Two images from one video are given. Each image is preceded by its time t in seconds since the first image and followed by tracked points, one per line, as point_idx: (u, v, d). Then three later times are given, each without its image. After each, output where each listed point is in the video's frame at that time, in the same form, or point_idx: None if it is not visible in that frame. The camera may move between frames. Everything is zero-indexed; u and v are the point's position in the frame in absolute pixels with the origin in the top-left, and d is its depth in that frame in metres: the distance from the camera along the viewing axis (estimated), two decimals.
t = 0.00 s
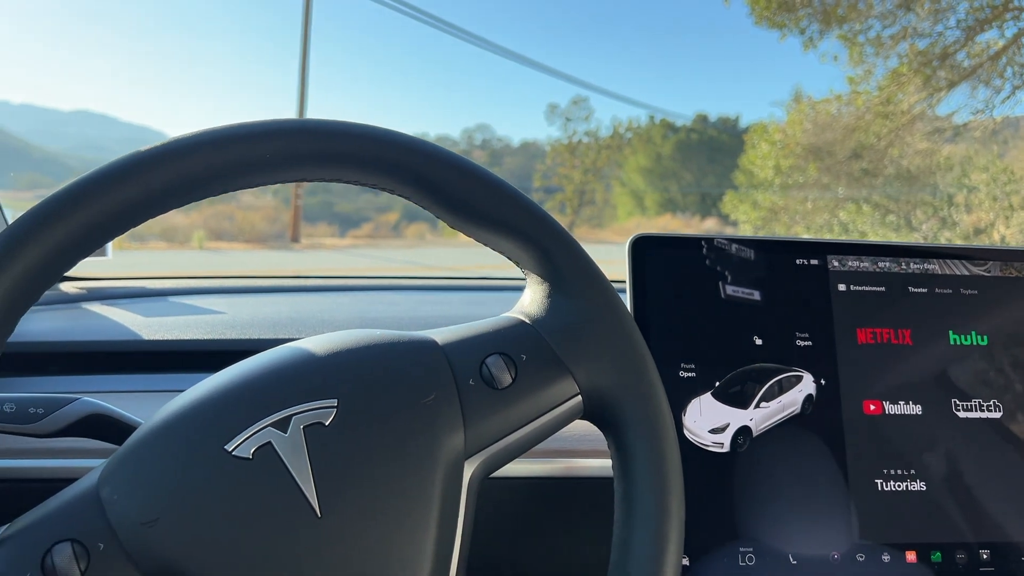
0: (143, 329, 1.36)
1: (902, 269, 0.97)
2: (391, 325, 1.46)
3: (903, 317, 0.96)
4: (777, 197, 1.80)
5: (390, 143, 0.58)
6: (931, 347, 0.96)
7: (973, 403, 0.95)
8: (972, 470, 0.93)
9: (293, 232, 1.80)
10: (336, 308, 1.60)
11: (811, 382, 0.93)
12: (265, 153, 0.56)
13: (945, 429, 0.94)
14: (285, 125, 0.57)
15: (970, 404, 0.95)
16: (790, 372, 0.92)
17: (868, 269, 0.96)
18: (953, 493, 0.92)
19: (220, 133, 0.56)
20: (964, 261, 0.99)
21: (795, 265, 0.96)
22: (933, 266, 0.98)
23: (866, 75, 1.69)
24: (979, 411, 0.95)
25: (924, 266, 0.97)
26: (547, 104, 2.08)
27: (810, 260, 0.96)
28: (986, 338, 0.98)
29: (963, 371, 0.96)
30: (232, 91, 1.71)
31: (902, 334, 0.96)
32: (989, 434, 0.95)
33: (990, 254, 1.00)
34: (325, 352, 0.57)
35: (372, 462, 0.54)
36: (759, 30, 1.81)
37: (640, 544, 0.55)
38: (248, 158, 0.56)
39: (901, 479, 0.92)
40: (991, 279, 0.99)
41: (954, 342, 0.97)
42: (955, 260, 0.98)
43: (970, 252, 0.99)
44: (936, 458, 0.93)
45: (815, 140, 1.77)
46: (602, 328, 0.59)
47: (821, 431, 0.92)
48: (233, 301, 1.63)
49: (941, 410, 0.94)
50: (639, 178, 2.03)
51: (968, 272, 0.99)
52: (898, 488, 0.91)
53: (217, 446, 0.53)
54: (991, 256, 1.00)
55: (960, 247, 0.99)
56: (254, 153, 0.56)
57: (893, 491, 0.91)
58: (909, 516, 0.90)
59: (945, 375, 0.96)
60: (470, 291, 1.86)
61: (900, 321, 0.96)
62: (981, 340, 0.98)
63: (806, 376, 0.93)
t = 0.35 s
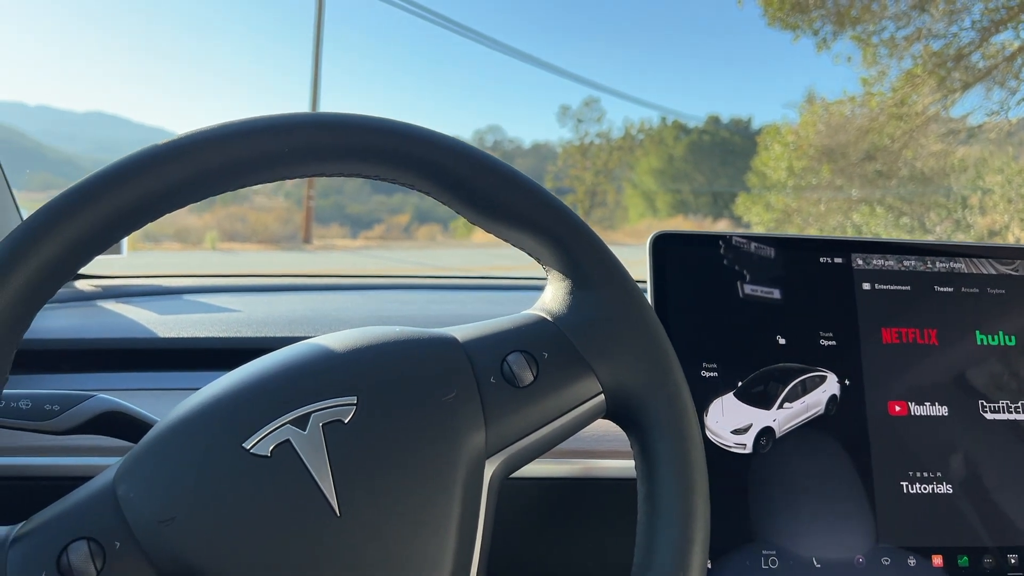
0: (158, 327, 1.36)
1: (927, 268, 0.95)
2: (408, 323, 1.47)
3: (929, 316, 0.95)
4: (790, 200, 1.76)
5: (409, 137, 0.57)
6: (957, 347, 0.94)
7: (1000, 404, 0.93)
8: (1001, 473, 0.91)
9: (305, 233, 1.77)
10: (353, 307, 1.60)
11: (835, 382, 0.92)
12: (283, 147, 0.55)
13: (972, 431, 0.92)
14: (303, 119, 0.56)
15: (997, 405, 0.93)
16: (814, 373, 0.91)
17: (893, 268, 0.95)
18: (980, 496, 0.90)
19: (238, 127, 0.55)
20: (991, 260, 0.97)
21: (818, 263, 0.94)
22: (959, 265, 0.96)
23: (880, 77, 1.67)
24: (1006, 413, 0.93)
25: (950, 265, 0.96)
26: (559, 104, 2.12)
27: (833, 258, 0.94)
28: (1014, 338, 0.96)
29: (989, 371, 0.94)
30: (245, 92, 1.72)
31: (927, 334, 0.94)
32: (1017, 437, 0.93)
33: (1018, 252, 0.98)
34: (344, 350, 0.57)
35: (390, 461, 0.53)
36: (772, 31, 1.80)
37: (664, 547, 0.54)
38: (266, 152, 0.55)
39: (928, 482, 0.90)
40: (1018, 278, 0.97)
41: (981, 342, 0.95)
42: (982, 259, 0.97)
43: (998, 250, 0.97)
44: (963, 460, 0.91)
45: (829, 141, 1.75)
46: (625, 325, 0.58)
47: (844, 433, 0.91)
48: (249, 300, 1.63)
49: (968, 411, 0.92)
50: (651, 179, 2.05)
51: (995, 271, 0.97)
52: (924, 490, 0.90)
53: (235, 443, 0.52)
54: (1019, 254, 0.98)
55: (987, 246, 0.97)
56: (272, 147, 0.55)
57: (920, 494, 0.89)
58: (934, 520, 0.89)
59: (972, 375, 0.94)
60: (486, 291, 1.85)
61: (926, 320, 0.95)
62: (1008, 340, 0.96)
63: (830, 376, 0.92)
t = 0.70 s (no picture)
0: (170, 329, 1.37)
1: (941, 272, 0.95)
2: (420, 325, 1.47)
3: (943, 321, 0.94)
4: (800, 200, 1.77)
5: (423, 142, 0.57)
6: (973, 352, 0.94)
7: (1016, 410, 0.93)
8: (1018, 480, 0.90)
9: (315, 233, 1.78)
10: (366, 309, 1.60)
11: (849, 387, 0.91)
12: (297, 153, 0.56)
13: (987, 436, 0.92)
14: (317, 123, 0.56)
15: (1012, 411, 0.93)
16: (828, 378, 0.91)
17: (907, 272, 0.94)
18: (996, 503, 0.89)
19: (252, 133, 0.55)
20: (1007, 264, 0.96)
21: (832, 267, 0.93)
22: (973, 269, 0.95)
23: (892, 77, 1.65)
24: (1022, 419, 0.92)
25: (964, 269, 0.95)
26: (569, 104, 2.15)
27: (847, 262, 0.94)
28: None
29: (1005, 376, 0.94)
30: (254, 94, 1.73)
31: (942, 339, 0.93)
32: None
33: None
34: (357, 355, 0.57)
35: (403, 467, 0.53)
36: (784, 31, 1.79)
37: (678, 554, 0.54)
38: (281, 158, 0.55)
39: (942, 488, 0.89)
40: None
41: (997, 347, 0.94)
42: (997, 264, 0.96)
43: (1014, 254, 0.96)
44: (979, 466, 0.90)
45: (840, 141, 1.73)
46: (638, 331, 0.58)
47: (858, 438, 0.90)
48: (263, 302, 1.63)
49: (983, 417, 0.92)
50: (660, 179, 2.04)
51: (1010, 276, 0.96)
52: (938, 496, 0.89)
53: (250, 448, 0.52)
54: None
55: (1002, 250, 0.96)
56: (287, 152, 0.55)
57: (934, 500, 0.89)
58: (949, 526, 0.88)
59: (987, 380, 0.93)
60: (499, 292, 1.84)
61: (940, 325, 0.94)
62: None
63: (844, 381, 0.91)
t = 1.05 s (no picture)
0: (183, 331, 1.38)
1: (952, 273, 0.94)
2: (430, 327, 1.47)
3: (954, 322, 0.94)
4: (811, 198, 1.76)
5: (434, 146, 0.57)
6: (984, 353, 0.93)
7: None
8: None
9: (326, 233, 1.77)
10: (376, 310, 1.61)
11: (859, 389, 0.91)
12: (308, 157, 0.56)
13: (999, 437, 0.91)
14: (329, 127, 0.57)
15: None
16: (839, 379, 0.91)
17: (918, 273, 0.94)
18: (1008, 504, 0.89)
19: (265, 137, 0.56)
20: (1019, 265, 0.96)
21: (842, 268, 0.93)
22: (985, 270, 0.95)
23: (902, 75, 1.65)
24: None
25: (976, 270, 0.95)
26: (577, 105, 2.14)
27: (858, 263, 0.93)
28: None
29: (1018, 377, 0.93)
30: (263, 95, 1.74)
31: (953, 340, 0.93)
32: None
33: None
34: (369, 357, 0.57)
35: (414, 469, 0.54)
36: (794, 29, 1.81)
37: (688, 556, 0.54)
38: (292, 161, 0.56)
39: (954, 489, 0.89)
40: None
41: (1008, 348, 0.94)
42: (1009, 264, 0.95)
43: None
44: (991, 468, 0.90)
45: (849, 140, 1.72)
46: (649, 333, 0.58)
47: (869, 440, 0.90)
48: (274, 303, 1.64)
49: (995, 418, 0.91)
50: (669, 178, 2.00)
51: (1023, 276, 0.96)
52: (949, 498, 0.89)
53: (263, 450, 0.53)
54: None
55: (1015, 250, 0.96)
56: (298, 156, 0.56)
57: (945, 501, 0.89)
58: (960, 528, 0.88)
59: (999, 381, 0.93)
60: (511, 293, 1.84)
61: (951, 326, 0.94)
62: None
63: (854, 382, 0.91)
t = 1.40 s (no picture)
0: (196, 333, 1.39)
1: (965, 273, 0.94)
2: (441, 330, 1.47)
3: (967, 322, 0.93)
4: (822, 195, 1.77)
5: (444, 148, 0.58)
6: (998, 353, 0.93)
7: None
8: None
9: (336, 232, 1.80)
10: (387, 312, 1.61)
11: (872, 390, 0.91)
12: (320, 160, 0.56)
13: (1014, 438, 0.90)
14: (340, 130, 0.57)
15: None
16: (851, 380, 0.91)
17: (930, 273, 0.93)
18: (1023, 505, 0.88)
19: (277, 141, 0.56)
20: None
21: (855, 269, 0.93)
22: (998, 269, 0.94)
23: (914, 71, 1.61)
24: None
25: (989, 270, 0.94)
26: (588, 101, 2.21)
27: (870, 264, 0.93)
28: None
29: None
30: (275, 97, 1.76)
31: (966, 340, 0.92)
32: None
33: None
34: (381, 360, 0.57)
35: (426, 471, 0.54)
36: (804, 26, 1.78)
37: (700, 558, 0.54)
38: (304, 165, 0.56)
39: (968, 490, 0.89)
40: None
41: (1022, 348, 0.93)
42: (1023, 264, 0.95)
43: None
44: (1005, 468, 0.89)
45: (860, 137, 1.70)
46: (659, 335, 0.58)
47: (881, 440, 0.90)
48: (287, 305, 1.66)
49: (1009, 419, 0.91)
50: (679, 176, 2.07)
51: None
52: (964, 499, 0.88)
53: (277, 453, 0.53)
54: None
55: None
56: (310, 160, 0.56)
57: (959, 502, 0.88)
58: (974, 529, 0.87)
59: (1013, 382, 0.92)
60: (521, 293, 1.86)
61: (964, 326, 0.93)
62: None
63: (866, 383, 0.91)
